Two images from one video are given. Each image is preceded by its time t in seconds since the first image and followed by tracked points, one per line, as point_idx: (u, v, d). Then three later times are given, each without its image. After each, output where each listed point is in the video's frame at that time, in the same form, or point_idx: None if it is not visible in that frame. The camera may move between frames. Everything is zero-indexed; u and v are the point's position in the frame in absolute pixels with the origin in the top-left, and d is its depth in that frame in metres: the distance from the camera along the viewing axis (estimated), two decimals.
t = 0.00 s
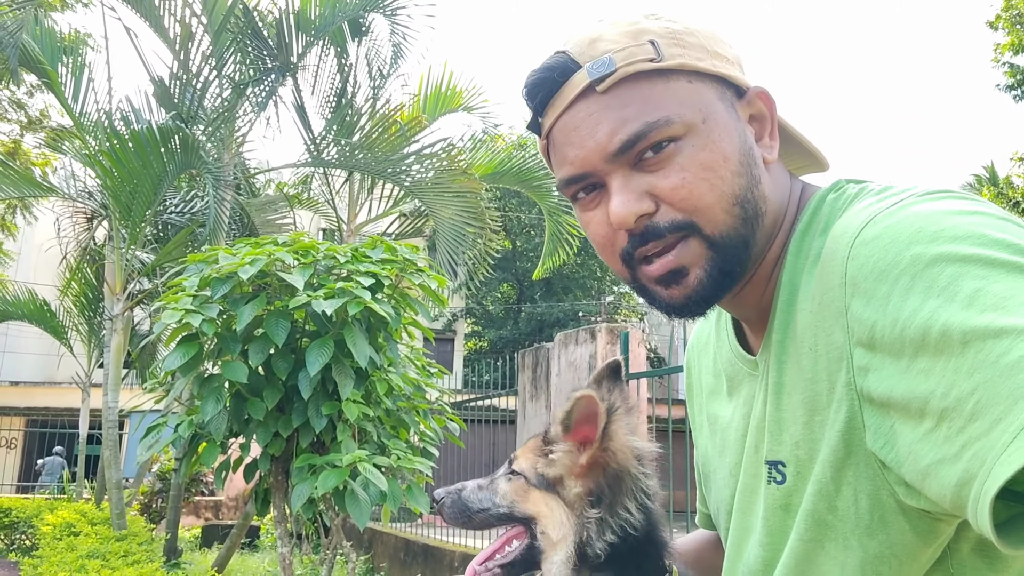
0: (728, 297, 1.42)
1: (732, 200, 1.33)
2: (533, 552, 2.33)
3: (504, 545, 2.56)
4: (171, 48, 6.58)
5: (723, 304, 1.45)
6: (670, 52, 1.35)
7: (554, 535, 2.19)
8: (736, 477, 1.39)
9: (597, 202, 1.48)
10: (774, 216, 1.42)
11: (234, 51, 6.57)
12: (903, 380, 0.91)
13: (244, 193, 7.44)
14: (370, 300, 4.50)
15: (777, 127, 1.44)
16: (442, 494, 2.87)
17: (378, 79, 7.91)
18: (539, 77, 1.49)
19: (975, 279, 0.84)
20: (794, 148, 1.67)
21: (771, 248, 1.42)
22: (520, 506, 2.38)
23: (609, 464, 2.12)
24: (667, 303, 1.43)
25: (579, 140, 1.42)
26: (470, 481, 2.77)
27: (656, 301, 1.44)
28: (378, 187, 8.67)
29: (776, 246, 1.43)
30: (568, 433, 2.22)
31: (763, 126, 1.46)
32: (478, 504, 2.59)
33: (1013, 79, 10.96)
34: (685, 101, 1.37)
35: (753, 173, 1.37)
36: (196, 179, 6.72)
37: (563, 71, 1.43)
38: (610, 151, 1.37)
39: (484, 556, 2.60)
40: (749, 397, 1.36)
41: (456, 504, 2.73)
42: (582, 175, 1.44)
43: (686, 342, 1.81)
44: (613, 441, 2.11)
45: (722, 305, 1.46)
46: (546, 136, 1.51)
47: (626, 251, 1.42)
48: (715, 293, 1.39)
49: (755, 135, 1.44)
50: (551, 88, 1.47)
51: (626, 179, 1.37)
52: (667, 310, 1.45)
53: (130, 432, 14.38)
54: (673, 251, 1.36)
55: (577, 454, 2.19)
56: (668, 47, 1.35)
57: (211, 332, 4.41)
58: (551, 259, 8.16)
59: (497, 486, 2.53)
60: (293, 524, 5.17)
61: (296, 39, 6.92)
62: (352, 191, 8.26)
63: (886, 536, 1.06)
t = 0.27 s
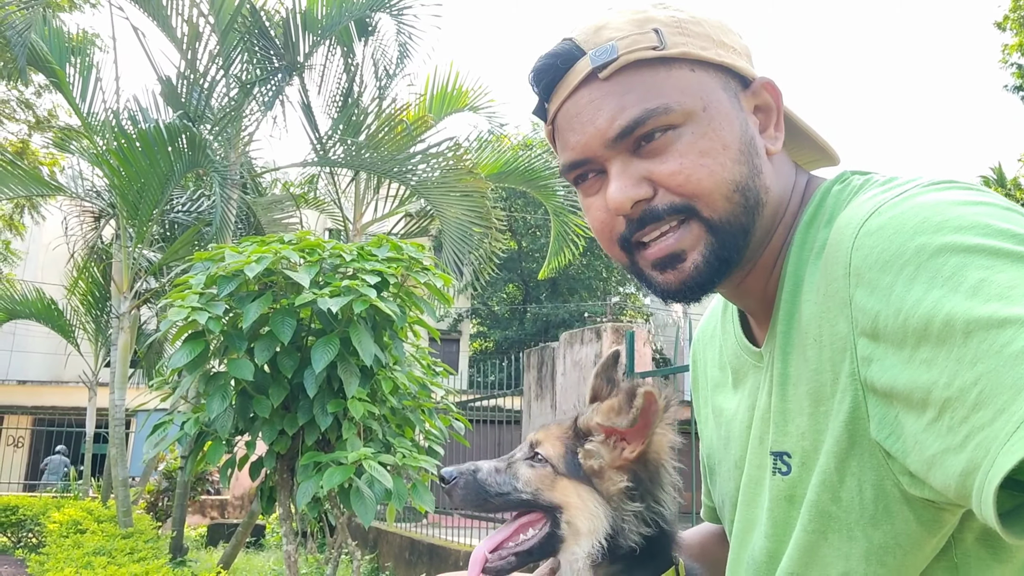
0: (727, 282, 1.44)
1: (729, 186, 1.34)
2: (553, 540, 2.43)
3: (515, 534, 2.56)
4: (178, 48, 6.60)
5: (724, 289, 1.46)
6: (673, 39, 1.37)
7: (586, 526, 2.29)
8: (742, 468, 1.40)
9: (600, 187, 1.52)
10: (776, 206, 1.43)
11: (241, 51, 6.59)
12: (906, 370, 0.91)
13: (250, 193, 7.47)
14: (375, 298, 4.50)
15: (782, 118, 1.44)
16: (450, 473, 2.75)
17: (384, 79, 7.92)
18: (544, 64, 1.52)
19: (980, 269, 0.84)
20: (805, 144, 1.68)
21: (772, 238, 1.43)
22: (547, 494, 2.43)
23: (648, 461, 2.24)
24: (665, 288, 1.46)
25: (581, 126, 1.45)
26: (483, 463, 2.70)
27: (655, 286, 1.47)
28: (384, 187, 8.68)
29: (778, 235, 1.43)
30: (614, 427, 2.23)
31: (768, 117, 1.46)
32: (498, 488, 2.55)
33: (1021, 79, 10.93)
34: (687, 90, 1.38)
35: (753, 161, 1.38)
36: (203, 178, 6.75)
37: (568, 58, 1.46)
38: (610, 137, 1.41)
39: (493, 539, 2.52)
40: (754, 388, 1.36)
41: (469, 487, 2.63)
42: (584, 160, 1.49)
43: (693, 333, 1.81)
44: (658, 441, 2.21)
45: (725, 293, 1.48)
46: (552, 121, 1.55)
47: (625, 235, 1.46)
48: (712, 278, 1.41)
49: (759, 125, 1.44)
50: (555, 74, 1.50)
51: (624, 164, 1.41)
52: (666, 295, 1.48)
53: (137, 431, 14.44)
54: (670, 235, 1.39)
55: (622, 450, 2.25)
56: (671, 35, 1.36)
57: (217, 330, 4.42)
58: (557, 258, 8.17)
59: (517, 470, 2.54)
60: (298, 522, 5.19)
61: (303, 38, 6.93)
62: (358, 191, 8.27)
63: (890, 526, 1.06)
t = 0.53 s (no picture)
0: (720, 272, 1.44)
1: (726, 178, 1.34)
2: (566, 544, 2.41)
3: (526, 540, 2.50)
4: (178, 48, 6.60)
5: (718, 276, 1.46)
6: (687, 28, 1.37)
7: (604, 529, 2.29)
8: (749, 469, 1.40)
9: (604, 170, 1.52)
10: (777, 204, 1.42)
11: (242, 51, 6.58)
12: (914, 371, 0.91)
13: (250, 193, 7.46)
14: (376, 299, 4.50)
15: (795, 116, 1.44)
16: (461, 477, 2.68)
17: (385, 79, 7.92)
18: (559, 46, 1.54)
19: (989, 269, 0.83)
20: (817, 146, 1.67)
21: (771, 236, 1.43)
22: (561, 498, 2.42)
23: (667, 463, 2.23)
24: (657, 273, 1.46)
25: (590, 107, 1.46)
26: (494, 467, 2.66)
27: (647, 271, 1.46)
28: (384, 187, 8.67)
29: (779, 234, 1.43)
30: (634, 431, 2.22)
31: (779, 114, 1.46)
32: (510, 492, 2.52)
33: (1021, 82, 10.93)
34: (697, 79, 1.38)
35: (757, 157, 1.37)
36: (203, 178, 6.74)
37: (582, 41, 1.48)
38: (615, 119, 1.41)
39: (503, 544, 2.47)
40: (761, 388, 1.36)
41: (482, 491, 2.58)
42: (588, 139, 1.49)
43: (698, 333, 1.81)
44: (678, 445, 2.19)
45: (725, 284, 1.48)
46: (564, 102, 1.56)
47: (621, 219, 1.45)
48: (701, 268, 1.41)
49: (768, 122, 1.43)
50: (570, 56, 1.51)
51: (626, 147, 1.41)
52: (658, 281, 1.48)
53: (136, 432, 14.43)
54: (663, 221, 1.39)
55: (641, 454, 2.24)
56: (685, 24, 1.37)
57: (218, 330, 4.41)
58: (557, 259, 8.16)
59: (529, 473, 2.52)
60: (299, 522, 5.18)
61: (304, 39, 6.93)
62: (359, 191, 8.26)
63: (899, 527, 1.06)
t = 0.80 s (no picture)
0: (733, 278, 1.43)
1: (737, 181, 1.33)
2: (570, 550, 2.41)
3: (531, 545, 2.48)
4: (174, 46, 6.57)
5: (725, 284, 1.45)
6: (693, 32, 1.36)
7: (611, 535, 2.29)
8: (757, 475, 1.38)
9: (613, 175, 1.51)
10: (788, 208, 1.41)
11: (238, 49, 6.55)
12: (925, 376, 0.89)
13: (246, 192, 7.43)
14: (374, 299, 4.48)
15: (801, 121, 1.42)
16: (466, 481, 2.59)
17: (382, 78, 7.89)
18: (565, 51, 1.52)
19: (1001, 273, 0.82)
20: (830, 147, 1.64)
21: (781, 241, 1.42)
22: (565, 503, 2.41)
23: (673, 466, 2.24)
24: (669, 278, 1.45)
25: (597, 112, 1.45)
26: (498, 472, 2.59)
27: (658, 277, 1.46)
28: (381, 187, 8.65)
29: (790, 238, 1.42)
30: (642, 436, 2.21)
31: (788, 118, 1.44)
32: (515, 498, 2.46)
33: (1017, 82, 10.94)
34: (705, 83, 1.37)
35: (766, 159, 1.36)
36: (199, 178, 6.70)
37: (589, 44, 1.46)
38: (623, 124, 1.40)
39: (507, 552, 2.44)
40: (769, 393, 1.35)
41: (487, 496, 2.50)
42: (595, 145, 1.48)
43: (704, 338, 1.80)
44: (686, 449, 2.18)
45: (738, 292, 1.48)
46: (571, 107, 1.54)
47: (631, 224, 1.45)
48: (714, 272, 1.40)
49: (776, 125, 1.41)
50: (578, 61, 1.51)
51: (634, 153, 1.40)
52: (671, 286, 1.47)
53: (131, 431, 14.38)
54: (676, 226, 1.38)
55: (647, 456, 2.24)
56: (691, 28, 1.35)
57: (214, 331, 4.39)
58: (554, 259, 8.16)
59: (534, 478, 2.49)
60: (296, 524, 5.16)
61: (300, 38, 6.90)
62: (355, 191, 8.23)
63: (911, 534, 1.05)
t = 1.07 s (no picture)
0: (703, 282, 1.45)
1: (705, 194, 1.34)
2: (570, 552, 2.41)
3: (532, 549, 2.47)
4: (171, 48, 6.56)
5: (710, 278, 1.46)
6: (684, 38, 1.35)
7: (611, 536, 2.29)
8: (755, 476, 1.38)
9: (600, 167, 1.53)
10: (766, 219, 1.41)
11: (235, 50, 6.54)
12: (923, 376, 0.90)
13: (243, 193, 7.43)
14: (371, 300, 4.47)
15: (797, 129, 1.38)
16: (464, 488, 2.60)
17: (379, 80, 7.89)
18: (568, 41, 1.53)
19: (1000, 274, 0.82)
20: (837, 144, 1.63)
21: (754, 251, 1.42)
22: (564, 505, 2.41)
23: (668, 463, 2.25)
24: (641, 276, 1.48)
25: (588, 105, 1.46)
26: (497, 477, 2.59)
27: (630, 272, 1.49)
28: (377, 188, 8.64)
29: (766, 248, 1.42)
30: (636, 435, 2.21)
31: (784, 125, 1.41)
32: (513, 502, 2.48)
33: (1012, 84, 10.98)
34: (689, 90, 1.36)
35: (741, 172, 1.36)
36: (196, 179, 6.69)
37: (587, 38, 1.47)
38: (606, 123, 1.41)
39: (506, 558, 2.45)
40: (767, 394, 1.36)
41: (486, 502, 2.51)
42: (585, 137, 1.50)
43: (704, 336, 1.80)
44: (681, 445, 2.19)
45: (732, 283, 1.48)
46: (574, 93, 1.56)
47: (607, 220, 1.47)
48: (675, 277, 1.43)
49: (767, 134, 1.40)
50: (578, 53, 1.52)
51: (611, 154, 1.42)
52: (642, 282, 1.50)
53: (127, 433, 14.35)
54: (643, 230, 1.40)
55: (643, 454, 2.25)
56: (683, 33, 1.35)
57: (211, 332, 4.38)
58: (551, 261, 8.16)
59: (532, 482, 2.49)
60: (293, 525, 5.15)
61: (297, 39, 6.89)
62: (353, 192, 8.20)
63: (911, 533, 1.05)
